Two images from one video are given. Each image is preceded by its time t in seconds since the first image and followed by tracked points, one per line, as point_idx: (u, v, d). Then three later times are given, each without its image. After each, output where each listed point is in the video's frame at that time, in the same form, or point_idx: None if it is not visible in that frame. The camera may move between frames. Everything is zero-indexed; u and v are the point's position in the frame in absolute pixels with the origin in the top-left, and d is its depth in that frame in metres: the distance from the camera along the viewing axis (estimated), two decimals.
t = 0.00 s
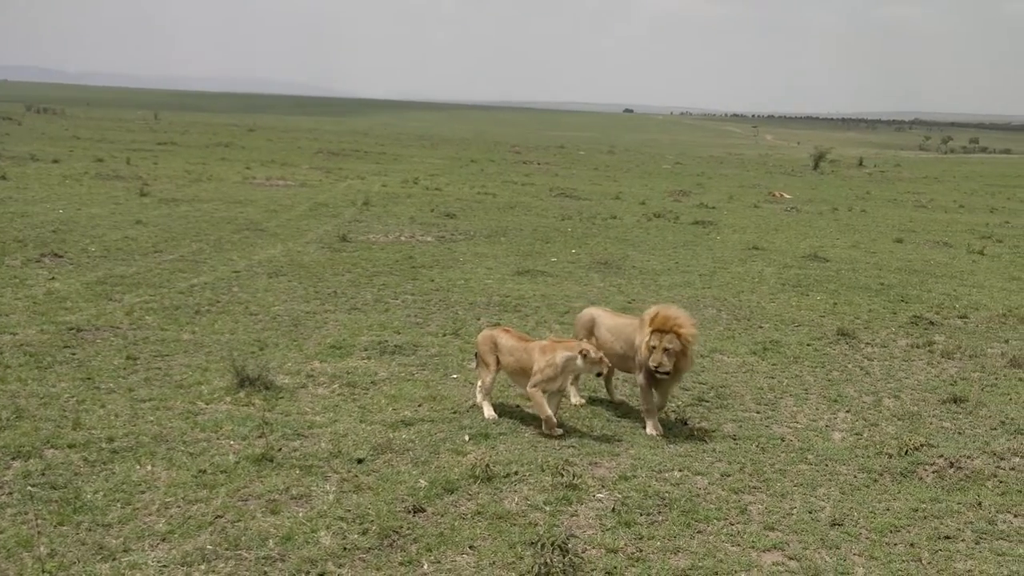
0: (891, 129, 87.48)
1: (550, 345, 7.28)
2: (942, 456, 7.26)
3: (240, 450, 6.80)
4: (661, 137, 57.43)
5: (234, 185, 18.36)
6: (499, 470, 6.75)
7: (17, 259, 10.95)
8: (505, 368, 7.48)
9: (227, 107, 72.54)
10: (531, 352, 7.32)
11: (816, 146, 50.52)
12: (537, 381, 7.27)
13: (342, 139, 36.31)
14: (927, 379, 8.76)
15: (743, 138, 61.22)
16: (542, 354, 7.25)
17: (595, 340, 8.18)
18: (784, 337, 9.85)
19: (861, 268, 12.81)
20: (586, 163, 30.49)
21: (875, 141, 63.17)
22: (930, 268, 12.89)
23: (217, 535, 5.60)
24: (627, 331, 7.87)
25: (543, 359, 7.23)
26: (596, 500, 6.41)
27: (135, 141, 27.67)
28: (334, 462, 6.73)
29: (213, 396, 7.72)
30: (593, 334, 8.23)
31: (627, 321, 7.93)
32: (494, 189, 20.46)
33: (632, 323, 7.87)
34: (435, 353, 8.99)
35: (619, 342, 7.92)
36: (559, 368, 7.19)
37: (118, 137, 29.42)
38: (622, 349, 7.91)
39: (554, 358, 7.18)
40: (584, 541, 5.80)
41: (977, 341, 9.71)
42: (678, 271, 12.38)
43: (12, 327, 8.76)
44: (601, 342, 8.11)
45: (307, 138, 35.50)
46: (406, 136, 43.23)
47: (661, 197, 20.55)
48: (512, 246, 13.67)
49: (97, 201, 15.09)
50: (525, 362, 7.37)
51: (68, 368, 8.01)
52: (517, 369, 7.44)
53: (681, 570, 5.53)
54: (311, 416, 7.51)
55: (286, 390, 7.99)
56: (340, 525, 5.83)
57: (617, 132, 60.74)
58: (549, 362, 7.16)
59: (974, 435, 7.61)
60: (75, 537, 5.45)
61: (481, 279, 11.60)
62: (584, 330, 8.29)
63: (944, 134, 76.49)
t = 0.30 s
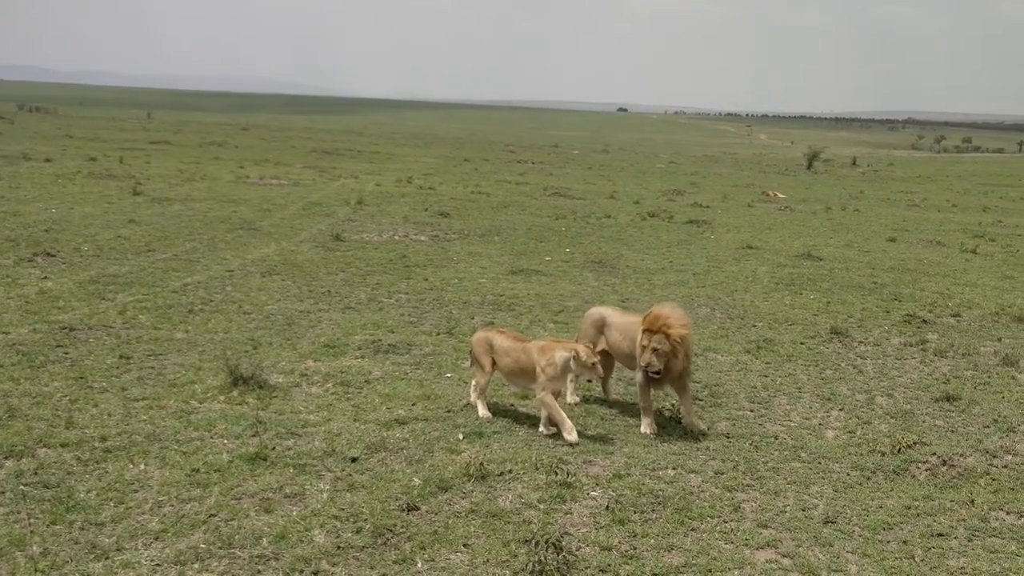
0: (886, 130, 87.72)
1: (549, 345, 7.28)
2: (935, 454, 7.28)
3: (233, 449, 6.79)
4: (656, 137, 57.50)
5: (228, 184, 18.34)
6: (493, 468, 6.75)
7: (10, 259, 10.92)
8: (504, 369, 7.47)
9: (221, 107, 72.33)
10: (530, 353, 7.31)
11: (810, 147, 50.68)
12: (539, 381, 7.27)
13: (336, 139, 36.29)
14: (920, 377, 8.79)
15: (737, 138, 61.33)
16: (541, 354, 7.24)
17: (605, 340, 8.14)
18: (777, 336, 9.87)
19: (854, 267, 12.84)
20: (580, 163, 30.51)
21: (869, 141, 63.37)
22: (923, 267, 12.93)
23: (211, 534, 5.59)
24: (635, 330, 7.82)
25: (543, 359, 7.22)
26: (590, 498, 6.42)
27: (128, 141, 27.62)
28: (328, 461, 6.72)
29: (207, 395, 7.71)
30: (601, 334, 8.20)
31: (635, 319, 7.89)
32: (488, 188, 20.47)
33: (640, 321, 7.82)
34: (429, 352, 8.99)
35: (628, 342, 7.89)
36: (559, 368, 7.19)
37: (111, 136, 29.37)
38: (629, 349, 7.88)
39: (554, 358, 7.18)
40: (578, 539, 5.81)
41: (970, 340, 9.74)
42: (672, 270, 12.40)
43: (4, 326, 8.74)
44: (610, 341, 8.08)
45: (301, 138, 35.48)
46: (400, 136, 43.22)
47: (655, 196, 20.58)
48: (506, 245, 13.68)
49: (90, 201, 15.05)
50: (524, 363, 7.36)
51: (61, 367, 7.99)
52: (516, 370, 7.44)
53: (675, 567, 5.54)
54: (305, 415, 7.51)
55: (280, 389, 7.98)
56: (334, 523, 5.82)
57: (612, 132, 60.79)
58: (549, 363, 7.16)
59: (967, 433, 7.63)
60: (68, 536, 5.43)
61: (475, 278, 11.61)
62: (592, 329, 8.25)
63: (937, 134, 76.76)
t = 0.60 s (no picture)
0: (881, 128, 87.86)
1: (549, 346, 7.24)
2: (927, 451, 7.30)
3: (226, 448, 6.78)
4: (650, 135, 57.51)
5: (221, 182, 18.30)
6: (486, 466, 6.75)
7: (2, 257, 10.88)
8: (503, 370, 7.43)
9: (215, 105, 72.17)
10: (529, 354, 7.27)
11: (805, 145, 50.79)
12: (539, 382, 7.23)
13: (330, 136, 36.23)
14: (912, 375, 8.81)
15: (732, 136, 61.41)
16: (541, 354, 7.20)
17: (611, 338, 8.14)
18: (771, 333, 9.88)
19: (847, 265, 12.87)
20: (574, 161, 30.51)
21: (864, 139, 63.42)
22: (916, 265, 12.96)
23: (204, 532, 5.58)
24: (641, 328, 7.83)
25: (543, 360, 7.18)
26: (583, 496, 6.42)
27: (122, 138, 27.55)
28: (321, 459, 6.72)
29: (199, 393, 7.70)
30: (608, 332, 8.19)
31: (643, 318, 7.91)
32: (482, 186, 20.46)
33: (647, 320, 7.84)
34: (422, 350, 8.98)
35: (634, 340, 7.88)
36: (559, 369, 7.16)
37: (104, 133, 29.28)
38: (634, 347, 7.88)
39: (554, 358, 7.14)
40: (571, 537, 5.81)
41: (963, 337, 9.77)
42: (666, 268, 12.41)
43: None
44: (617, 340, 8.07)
45: (295, 135, 35.41)
46: (394, 133, 43.16)
47: (649, 194, 20.59)
48: (499, 243, 13.68)
49: (82, 198, 15.01)
50: (523, 364, 7.32)
51: (53, 365, 7.97)
52: (515, 371, 7.39)
53: (668, 565, 5.54)
54: (298, 413, 7.49)
55: (273, 387, 7.97)
56: (327, 521, 5.82)
57: (607, 130, 60.81)
58: (549, 363, 7.12)
59: (959, 430, 7.65)
60: (61, 535, 5.42)
61: (469, 276, 11.60)
62: (599, 328, 8.25)
63: (932, 133, 76.93)
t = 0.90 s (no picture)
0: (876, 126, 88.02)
1: (548, 346, 7.15)
2: (920, 448, 7.32)
3: (219, 446, 6.77)
4: (645, 133, 57.52)
5: (214, 179, 18.26)
6: (480, 464, 6.74)
7: None
8: (502, 369, 7.38)
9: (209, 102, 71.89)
10: (528, 353, 7.21)
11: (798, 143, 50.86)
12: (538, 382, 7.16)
13: (324, 134, 36.17)
14: (905, 372, 8.83)
15: (726, 134, 61.49)
16: (540, 354, 7.13)
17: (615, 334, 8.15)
18: (764, 330, 9.89)
19: (840, 262, 12.88)
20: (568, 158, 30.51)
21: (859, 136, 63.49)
22: (909, 262, 12.98)
23: (197, 530, 5.57)
24: (642, 326, 7.81)
25: (541, 360, 7.10)
26: (577, 493, 6.42)
27: (114, 136, 27.46)
28: (315, 457, 6.71)
29: (193, 391, 7.68)
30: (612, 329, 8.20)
31: (646, 315, 7.87)
32: (476, 183, 20.44)
33: (649, 317, 7.82)
34: (416, 348, 8.97)
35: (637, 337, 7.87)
36: (557, 370, 7.06)
37: (96, 131, 29.18)
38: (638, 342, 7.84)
39: (552, 359, 7.05)
40: (565, 534, 5.81)
41: (956, 334, 9.79)
42: (659, 265, 12.41)
43: None
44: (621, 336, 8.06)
45: (288, 133, 35.35)
46: (389, 131, 43.11)
47: (642, 191, 20.60)
48: (493, 240, 13.67)
49: (75, 196, 14.96)
50: (522, 364, 7.26)
51: (46, 363, 7.95)
52: (514, 370, 7.33)
53: (662, 562, 5.55)
54: (291, 411, 7.48)
55: (266, 384, 7.96)
56: (321, 519, 5.81)
57: (602, 128, 60.81)
58: (546, 364, 7.03)
59: (952, 426, 7.67)
60: (53, 533, 5.40)
61: (462, 273, 11.59)
62: (603, 326, 8.26)
63: (926, 131, 77.05)
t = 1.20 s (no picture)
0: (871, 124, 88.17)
1: (551, 345, 7.10)
2: (914, 446, 7.33)
3: (213, 445, 6.76)
4: (640, 131, 57.54)
5: (208, 178, 18.24)
6: (474, 463, 6.75)
7: None
8: (504, 368, 7.34)
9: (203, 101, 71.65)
10: (530, 352, 7.16)
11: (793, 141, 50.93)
12: (538, 381, 7.09)
13: (319, 133, 36.14)
14: (898, 370, 8.84)
15: (721, 132, 61.52)
16: (541, 353, 7.07)
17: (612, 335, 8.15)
18: (758, 329, 9.90)
19: (833, 260, 12.90)
20: (562, 156, 30.53)
21: (854, 134, 63.58)
22: (902, 260, 13.01)
23: (191, 530, 5.57)
24: (641, 326, 7.80)
25: (542, 359, 7.04)
26: (570, 491, 6.43)
27: (108, 134, 27.41)
28: (309, 456, 6.70)
29: (186, 390, 7.67)
30: (610, 330, 8.21)
31: (644, 315, 7.88)
32: (470, 182, 20.45)
33: (648, 318, 7.82)
34: (410, 347, 8.96)
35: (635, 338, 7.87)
36: (558, 369, 6.98)
37: (89, 129, 29.12)
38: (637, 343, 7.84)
39: (553, 358, 6.98)
40: (559, 533, 5.81)
41: (948, 332, 9.81)
42: (653, 263, 12.41)
43: None
44: (619, 337, 8.07)
45: (282, 131, 35.32)
46: (383, 129, 43.08)
47: (636, 189, 20.61)
48: (487, 239, 13.67)
49: (67, 195, 14.93)
50: (523, 363, 7.20)
51: (39, 362, 7.93)
52: (515, 370, 7.28)
53: (656, 560, 5.55)
54: (285, 410, 7.48)
55: (260, 383, 7.95)
56: (315, 519, 5.81)
57: (597, 127, 60.84)
58: (547, 362, 6.97)
59: (945, 424, 7.69)
60: (47, 533, 5.39)
61: (456, 272, 11.58)
62: (600, 327, 8.26)
63: (922, 129, 77.15)
